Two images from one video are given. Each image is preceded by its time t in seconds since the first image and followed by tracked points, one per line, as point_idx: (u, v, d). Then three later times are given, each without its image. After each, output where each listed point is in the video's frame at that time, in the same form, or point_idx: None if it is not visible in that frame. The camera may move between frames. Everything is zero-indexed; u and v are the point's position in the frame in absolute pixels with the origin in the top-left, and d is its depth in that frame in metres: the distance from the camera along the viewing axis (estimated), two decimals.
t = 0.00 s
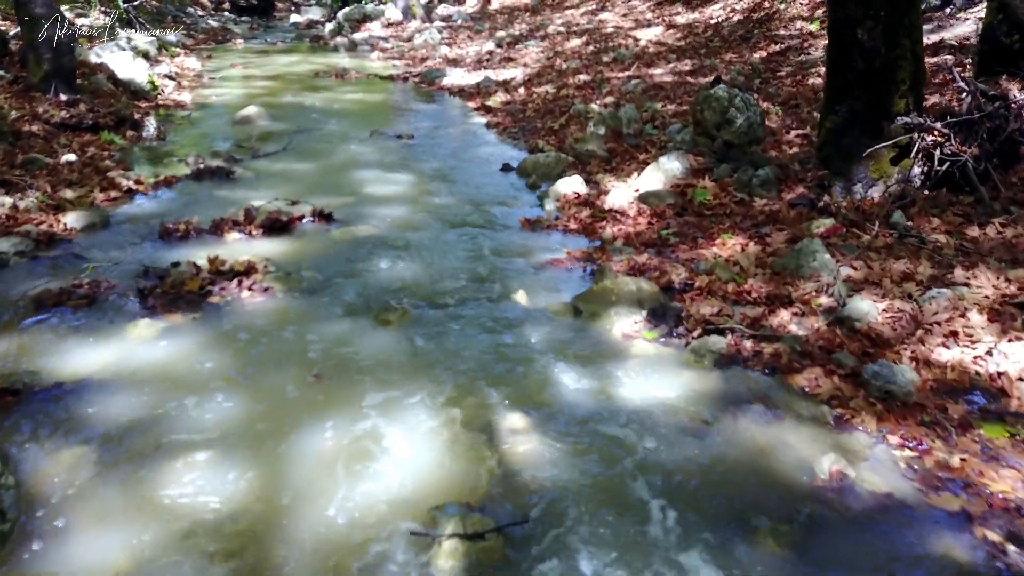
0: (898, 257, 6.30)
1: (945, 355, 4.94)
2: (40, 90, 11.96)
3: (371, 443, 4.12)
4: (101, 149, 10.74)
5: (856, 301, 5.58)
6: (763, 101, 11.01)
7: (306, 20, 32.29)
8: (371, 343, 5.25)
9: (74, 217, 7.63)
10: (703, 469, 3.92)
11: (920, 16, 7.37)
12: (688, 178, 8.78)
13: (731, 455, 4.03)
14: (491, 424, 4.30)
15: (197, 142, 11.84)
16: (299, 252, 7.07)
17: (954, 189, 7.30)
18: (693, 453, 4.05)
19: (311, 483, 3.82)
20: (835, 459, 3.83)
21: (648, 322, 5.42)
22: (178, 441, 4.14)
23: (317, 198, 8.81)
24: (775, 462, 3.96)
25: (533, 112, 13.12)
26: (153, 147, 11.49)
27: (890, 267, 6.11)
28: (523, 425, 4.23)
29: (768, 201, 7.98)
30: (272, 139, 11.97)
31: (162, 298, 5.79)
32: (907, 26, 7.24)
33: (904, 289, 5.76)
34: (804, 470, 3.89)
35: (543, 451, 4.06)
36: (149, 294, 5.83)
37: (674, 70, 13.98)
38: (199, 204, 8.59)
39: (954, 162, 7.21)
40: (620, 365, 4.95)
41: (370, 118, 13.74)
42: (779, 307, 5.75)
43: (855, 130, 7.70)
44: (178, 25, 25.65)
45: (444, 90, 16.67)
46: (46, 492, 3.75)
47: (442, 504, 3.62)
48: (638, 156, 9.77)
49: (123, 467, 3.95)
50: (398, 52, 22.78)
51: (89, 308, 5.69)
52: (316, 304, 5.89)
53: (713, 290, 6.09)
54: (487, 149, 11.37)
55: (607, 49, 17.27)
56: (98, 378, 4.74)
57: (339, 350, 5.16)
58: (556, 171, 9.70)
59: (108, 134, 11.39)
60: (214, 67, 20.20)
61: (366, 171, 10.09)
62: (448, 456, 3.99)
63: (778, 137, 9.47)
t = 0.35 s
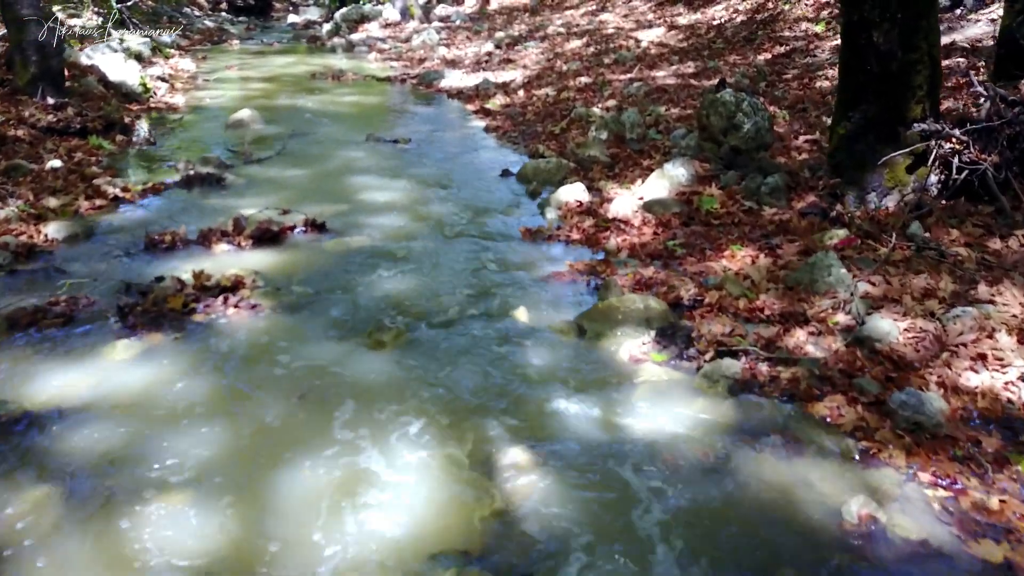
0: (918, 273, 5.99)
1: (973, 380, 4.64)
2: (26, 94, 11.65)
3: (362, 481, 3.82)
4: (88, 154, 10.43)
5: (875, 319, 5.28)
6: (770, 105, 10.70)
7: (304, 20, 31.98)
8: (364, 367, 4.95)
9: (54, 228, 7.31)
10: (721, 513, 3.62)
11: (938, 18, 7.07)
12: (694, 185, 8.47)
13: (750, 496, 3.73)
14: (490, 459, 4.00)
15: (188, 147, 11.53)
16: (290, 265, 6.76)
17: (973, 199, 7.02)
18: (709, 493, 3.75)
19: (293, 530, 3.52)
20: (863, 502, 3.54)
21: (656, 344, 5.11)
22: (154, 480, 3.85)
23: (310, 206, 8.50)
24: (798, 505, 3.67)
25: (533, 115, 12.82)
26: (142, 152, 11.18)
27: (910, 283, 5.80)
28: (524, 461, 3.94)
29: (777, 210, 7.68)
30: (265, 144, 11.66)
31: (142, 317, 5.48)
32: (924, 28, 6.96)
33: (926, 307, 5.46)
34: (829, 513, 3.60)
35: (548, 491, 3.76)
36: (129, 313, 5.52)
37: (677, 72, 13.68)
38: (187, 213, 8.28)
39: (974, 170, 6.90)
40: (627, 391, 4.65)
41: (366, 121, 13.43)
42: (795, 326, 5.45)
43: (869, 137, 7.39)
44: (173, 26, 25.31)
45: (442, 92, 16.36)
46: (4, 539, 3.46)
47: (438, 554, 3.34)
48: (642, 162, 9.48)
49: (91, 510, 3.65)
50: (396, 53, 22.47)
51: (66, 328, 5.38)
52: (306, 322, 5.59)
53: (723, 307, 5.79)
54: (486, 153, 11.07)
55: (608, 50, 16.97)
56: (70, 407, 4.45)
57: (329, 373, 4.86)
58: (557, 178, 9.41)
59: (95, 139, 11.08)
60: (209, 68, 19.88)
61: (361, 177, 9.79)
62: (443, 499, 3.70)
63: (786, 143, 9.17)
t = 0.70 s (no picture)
0: (938, 290, 5.72)
1: (1004, 412, 4.34)
2: (11, 98, 11.34)
3: (348, 529, 3.55)
4: (74, 160, 10.12)
5: (896, 342, 4.98)
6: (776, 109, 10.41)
7: (301, 21, 31.68)
8: (354, 395, 4.66)
9: (33, 241, 7.01)
10: (740, 565, 3.34)
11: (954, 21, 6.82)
12: (700, 194, 8.18)
13: (770, 545, 3.45)
14: (487, 504, 3.71)
15: (178, 152, 11.23)
16: (279, 280, 6.46)
17: (991, 211, 6.78)
18: (726, 543, 3.47)
19: None
20: (895, 554, 3.25)
21: (665, 370, 4.82)
22: (124, 527, 3.58)
23: (302, 217, 8.20)
24: (823, 556, 3.38)
25: (532, 119, 12.53)
26: (131, 158, 10.88)
27: (930, 302, 5.52)
28: (525, 505, 3.68)
29: (787, 221, 7.39)
30: (258, 149, 11.36)
31: (121, 340, 5.18)
32: (942, 32, 6.70)
33: (949, 328, 5.17)
34: (857, 566, 3.32)
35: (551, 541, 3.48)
36: (107, 334, 5.22)
37: (680, 75, 13.39)
38: (174, 224, 7.99)
39: (994, 181, 6.62)
40: (634, 422, 4.36)
41: (362, 126, 13.14)
42: (811, 349, 5.16)
43: (883, 146, 7.10)
44: (168, 27, 25.00)
45: (440, 95, 16.06)
46: None
47: None
48: (645, 170, 9.18)
49: (52, 566, 3.37)
50: (394, 54, 22.17)
51: (39, 352, 5.08)
52: (293, 345, 5.29)
53: (734, 328, 5.50)
54: (484, 160, 10.77)
55: (609, 52, 16.69)
56: (40, 444, 4.19)
57: (316, 403, 4.57)
58: (558, 186, 9.12)
59: (82, 145, 10.77)
60: (203, 70, 19.57)
61: (355, 185, 9.50)
62: (435, 552, 3.42)
63: (795, 150, 8.89)
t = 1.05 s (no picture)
0: (960, 307, 5.43)
1: None
2: None
3: None
4: (61, 166, 9.83)
5: (919, 364, 4.69)
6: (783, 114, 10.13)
7: (298, 22, 31.38)
8: (344, 425, 4.36)
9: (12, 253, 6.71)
10: None
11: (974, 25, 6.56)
12: (706, 203, 7.89)
13: None
14: (486, 550, 3.42)
15: (168, 157, 10.94)
16: (268, 295, 6.17)
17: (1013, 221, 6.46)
18: None
19: None
20: None
21: (675, 397, 4.53)
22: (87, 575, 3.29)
23: (294, 226, 7.91)
24: None
25: (532, 123, 12.24)
26: (120, 163, 10.59)
27: (953, 320, 5.23)
28: (526, 550, 3.39)
29: (798, 231, 7.11)
30: (251, 154, 11.07)
31: (97, 362, 4.89)
32: (961, 36, 6.44)
33: (975, 349, 4.88)
34: None
35: None
36: (83, 357, 4.93)
37: (683, 78, 13.11)
38: (161, 234, 7.69)
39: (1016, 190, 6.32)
40: (644, 455, 4.07)
41: (358, 130, 12.85)
42: (828, 372, 4.87)
43: (898, 153, 6.81)
44: (163, 28, 24.72)
45: (438, 98, 15.77)
46: None
47: None
48: (649, 176, 8.89)
49: None
50: (391, 56, 21.87)
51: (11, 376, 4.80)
52: (281, 368, 5.00)
53: (747, 348, 5.21)
54: (483, 165, 10.48)
55: (610, 54, 16.40)
56: (5, 479, 3.91)
57: (303, 434, 4.28)
58: (559, 193, 8.83)
59: (70, 150, 10.48)
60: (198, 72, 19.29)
61: (350, 192, 9.21)
62: None
63: (804, 157, 8.61)
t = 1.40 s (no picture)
0: (985, 325, 5.15)
1: None
2: None
3: None
4: (47, 172, 9.54)
5: (947, 389, 4.39)
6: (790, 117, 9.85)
7: (295, 22, 31.08)
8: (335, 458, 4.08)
9: None
10: None
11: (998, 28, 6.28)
12: (714, 211, 7.60)
13: None
14: None
15: (159, 162, 10.65)
16: (257, 311, 5.87)
17: None
18: None
19: None
20: None
21: (688, 425, 4.25)
22: None
23: (286, 236, 7.62)
24: None
25: (533, 126, 11.96)
26: (109, 168, 10.30)
27: (979, 340, 4.95)
28: None
29: (810, 241, 6.82)
30: (244, 159, 10.79)
31: (73, 387, 4.60)
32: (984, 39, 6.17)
33: (1004, 371, 4.60)
34: None
35: None
36: (58, 381, 4.64)
37: (686, 80, 12.82)
38: (148, 244, 7.40)
39: None
40: (656, 493, 3.80)
41: (354, 133, 12.57)
42: (849, 397, 4.59)
43: (915, 161, 6.52)
44: (158, 29, 24.43)
45: (437, 100, 15.48)
46: None
47: None
48: (654, 182, 8.61)
49: None
50: (389, 57, 21.58)
51: None
52: (269, 392, 4.71)
53: (761, 369, 4.93)
54: (482, 170, 10.19)
55: (611, 54, 16.13)
56: None
57: (290, 469, 4.00)
58: (561, 201, 8.55)
59: (57, 154, 10.19)
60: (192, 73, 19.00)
61: (344, 199, 8.92)
62: None
63: (814, 162, 8.32)
